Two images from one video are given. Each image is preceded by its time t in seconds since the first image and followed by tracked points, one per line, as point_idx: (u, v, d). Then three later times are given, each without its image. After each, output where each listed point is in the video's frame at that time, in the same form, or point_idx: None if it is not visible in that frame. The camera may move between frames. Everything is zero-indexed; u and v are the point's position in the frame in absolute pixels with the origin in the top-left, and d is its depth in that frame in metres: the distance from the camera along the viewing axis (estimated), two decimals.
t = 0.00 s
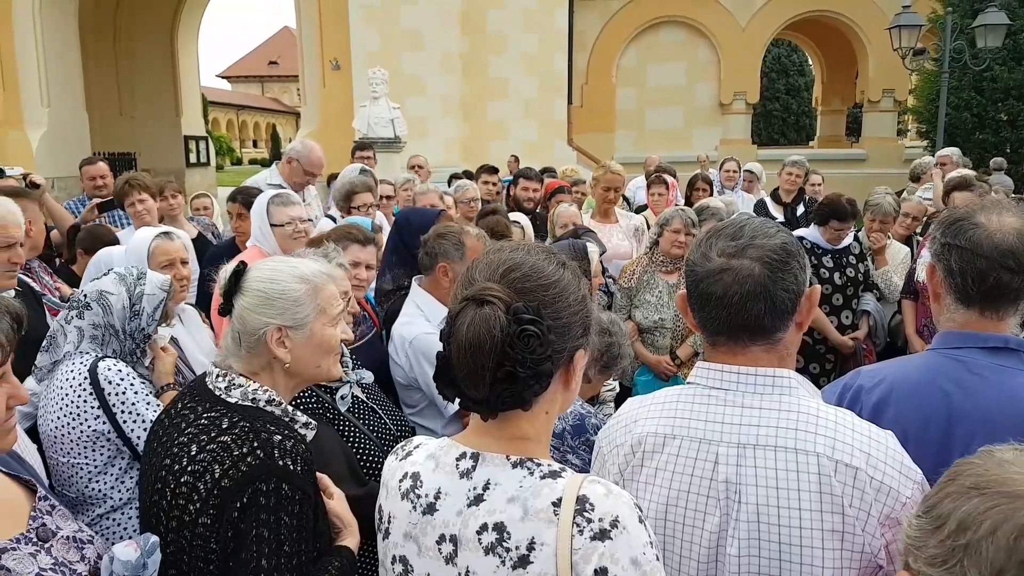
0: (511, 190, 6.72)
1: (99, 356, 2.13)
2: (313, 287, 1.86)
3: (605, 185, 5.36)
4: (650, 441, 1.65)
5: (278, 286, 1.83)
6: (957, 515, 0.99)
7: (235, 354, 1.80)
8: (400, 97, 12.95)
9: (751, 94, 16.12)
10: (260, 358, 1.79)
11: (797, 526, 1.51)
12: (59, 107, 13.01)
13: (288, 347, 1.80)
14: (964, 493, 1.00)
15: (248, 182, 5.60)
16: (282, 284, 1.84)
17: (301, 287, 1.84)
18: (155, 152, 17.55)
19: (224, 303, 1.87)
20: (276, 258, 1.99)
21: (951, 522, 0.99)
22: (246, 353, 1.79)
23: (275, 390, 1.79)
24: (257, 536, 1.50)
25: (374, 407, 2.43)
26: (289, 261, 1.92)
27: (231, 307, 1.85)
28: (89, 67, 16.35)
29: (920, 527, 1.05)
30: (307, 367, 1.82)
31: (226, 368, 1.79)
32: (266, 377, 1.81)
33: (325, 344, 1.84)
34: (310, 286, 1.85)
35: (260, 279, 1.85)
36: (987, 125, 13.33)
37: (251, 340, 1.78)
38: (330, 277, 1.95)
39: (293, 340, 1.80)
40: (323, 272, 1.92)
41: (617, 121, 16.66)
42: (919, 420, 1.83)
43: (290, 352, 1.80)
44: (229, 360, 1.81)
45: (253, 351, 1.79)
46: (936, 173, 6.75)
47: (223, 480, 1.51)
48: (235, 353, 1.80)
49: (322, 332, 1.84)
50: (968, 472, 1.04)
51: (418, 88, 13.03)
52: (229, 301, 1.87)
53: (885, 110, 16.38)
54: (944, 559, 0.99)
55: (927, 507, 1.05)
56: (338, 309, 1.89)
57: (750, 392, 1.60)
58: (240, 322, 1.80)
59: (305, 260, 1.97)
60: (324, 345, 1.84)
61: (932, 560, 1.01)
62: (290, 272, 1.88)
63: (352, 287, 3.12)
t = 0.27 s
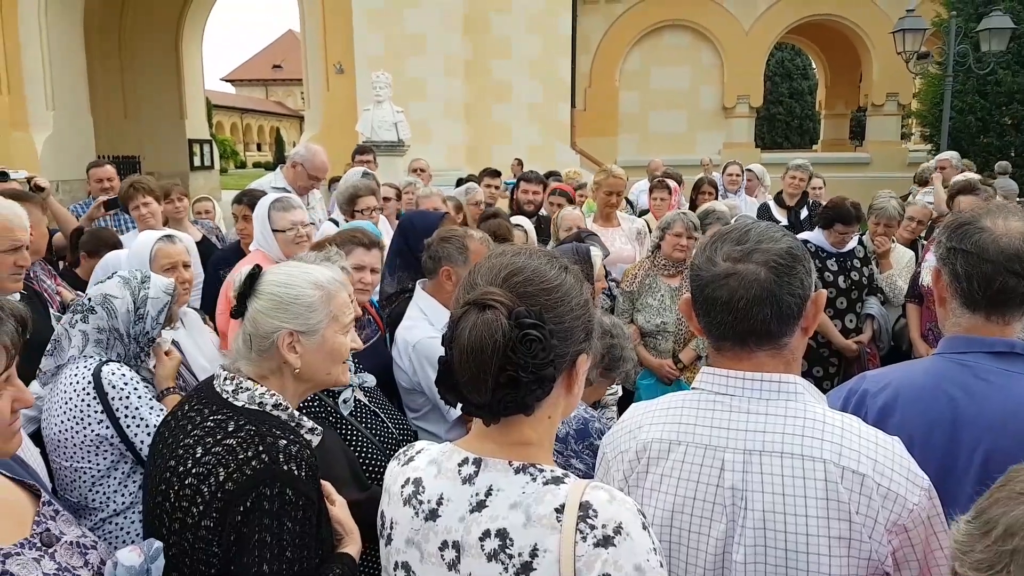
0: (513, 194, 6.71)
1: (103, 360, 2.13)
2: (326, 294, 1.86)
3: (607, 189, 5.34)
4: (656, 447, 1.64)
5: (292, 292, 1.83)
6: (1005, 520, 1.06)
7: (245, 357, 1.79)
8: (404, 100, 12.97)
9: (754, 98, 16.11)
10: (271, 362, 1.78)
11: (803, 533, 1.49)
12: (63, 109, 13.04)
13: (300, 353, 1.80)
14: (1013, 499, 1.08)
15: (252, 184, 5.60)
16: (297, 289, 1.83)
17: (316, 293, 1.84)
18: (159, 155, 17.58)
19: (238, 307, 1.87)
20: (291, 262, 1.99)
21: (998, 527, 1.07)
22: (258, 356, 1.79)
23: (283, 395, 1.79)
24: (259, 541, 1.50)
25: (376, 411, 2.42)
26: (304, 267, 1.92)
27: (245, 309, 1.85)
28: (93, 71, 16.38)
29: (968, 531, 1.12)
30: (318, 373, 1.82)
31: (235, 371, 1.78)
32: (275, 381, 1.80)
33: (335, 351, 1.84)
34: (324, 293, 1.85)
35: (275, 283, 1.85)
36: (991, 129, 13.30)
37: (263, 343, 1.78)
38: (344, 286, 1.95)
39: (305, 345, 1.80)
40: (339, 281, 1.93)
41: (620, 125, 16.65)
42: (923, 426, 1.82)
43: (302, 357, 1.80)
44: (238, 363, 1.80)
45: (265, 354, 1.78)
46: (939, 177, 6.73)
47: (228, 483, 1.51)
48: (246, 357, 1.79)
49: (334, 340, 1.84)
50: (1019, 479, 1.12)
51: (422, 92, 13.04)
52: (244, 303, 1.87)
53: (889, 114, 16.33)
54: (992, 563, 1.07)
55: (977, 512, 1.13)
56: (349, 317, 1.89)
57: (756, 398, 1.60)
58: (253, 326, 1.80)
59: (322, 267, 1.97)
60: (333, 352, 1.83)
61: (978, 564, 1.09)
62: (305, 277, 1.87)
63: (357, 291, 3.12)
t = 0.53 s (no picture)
0: (517, 196, 6.70)
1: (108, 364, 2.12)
2: (339, 300, 1.86)
3: (611, 191, 5.34)
4: (664, 450, 1.63)
5: (305, 297, 1.82)
6: None
7: (255, 362, 1.79)
8: (407, 103, 12.98)
9: (758, 99, 16.09)
10: (280, 367, 1.78)
11: (813, 536, 1.48)
12: (68, 114, 13.08)
13: (310, 358, 1.79)
14: None
15: (256, 188, 5.61)
16: (309, 294, 1.83)
17: (328, 299, 1.84)
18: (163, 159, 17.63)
19: (249, 311, 1.86)
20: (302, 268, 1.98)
21: None
22: (268, 361, 1.78)
23: (292, 401, 1.78)
24: (265, 547, 1.49)
25: (379, 414, 2.42)
26: (317, 273, 1.91)
27: (256, 313, 1.85)
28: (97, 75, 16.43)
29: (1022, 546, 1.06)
30: (327, 379, 1.81)
31: (245, 376, 1.78)
32: (284, 387, 1.79)
33: (345, 357, 1.83)
34: (336, 299, 1.85)
35: (287, 288, 1.84)
36: (995, 130, 13.26)
37: (274, 348, 1.77)
38: (356, 293, 1.95)
39: (316, 351, 1.79)
40: (349, 286, 1.92)
41: (623, 127, 16.65)
42: (932, 428, 1.80)
43: (312, 363, 1.79)
44: (248, 368, 1.80)
45: (275, 359, 1.77)
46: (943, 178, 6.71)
47: (235, 488, 1.50)
48: (256, 361, 1.78)
49: (344, 346, 1.83)
50: None
51: (425, 95, 13.05)
52: (256, 309, 1.86)
53: (892, 115, 16.28)
54: None
55: None
56: (360, 324, 1.89)
57: (765, 401, 1.59)
58: (264, 330, 1.80)
59: (332, 273, 1.96)
60: (342, 358, 1.83)
61: None
62: (316, 283, 1.87)
63: (362, 295, 3.11)
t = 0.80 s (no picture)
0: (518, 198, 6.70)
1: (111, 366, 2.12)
2: (339, 303, 1.85)
3: (612, 192, 5.35)
4: (668, 449, 1.63)
5: (305, 300, 1.82)
6: None
7: (257, 366, 1.79)
8: (410, 106, 12.99)
9: (760, 101, 16.07)
10: (281, 371, 1.77)
11: (817, 536, 1.48)
12: (70, 117, 13.10)
13: (312, 362, 1.79)
14: None
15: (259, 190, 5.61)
16: (310, 298, 1.82)
17: (329, 303, 1.83)
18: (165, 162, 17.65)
19: (250, 315, 1.86)
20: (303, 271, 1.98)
21: None
22: (269, 365, 1.78)
23: (294, 405, 1.78)
24: (267, 552, 1.48)
25: (380, 415, 2.42)
26: (318, 276, 1.91)
27: (256, 316, 1.84)
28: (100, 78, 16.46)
29: None
30: (329, 382, 1.81)
31: (247, 380, 1.78)
32: (286, 390, 1.79)
33: (347, 359, 1.83)
34: (337, 302, 1.85)
35: (287, 292, 1.84)
36: (997, 131, 13.24)
37: (276, 351, 1.77)
38: (356, 295, 1.94)
39: (318, 354, 1.79)
40: (349, 289, 1.92)
41: (625, 128, 16.65)
42: (936, 428, 1.80)
43: (314, 367, 1.79)
44: (249, 372, 1.79)
45: (276, 363, 1.77)
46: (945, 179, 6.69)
47: (236, 493, 1.50)
48: (257, 365, 1.78)
49: (345, 348, 1.83)
50: None
51: (427, 98, 13.06)
52: (255, 312, 1.86)
53: (894, 115, 16.23)
54: None
55: None
56: (362, 326, 1.89)
57: (769, 401, 1.58)
58: (265, 334, 1.79)
59: (333, 276, 1.96)
60: (344, 361, 1.82)
61: None
62: (316, 285, 1.87)
63: (364, 297, 3.11)
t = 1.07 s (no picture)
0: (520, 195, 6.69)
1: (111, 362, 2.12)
2: (335, 298, 1.84)
3: (614, 190, 5.36)
4: (668, 444, 1.62)
5: (301, 297, 1.81)
6: None
7: (255, 364, 1.79)
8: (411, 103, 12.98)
9: (762, 99, 16.04)
10: (280, 369, 1.77)
11: (815, 531, 1.47)
12: (71, 112, 13.09)
13: (310, 359, 1.79)
14: None
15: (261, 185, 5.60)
16: (305, 294, 1.82)
17: (325, 298, 1.83)
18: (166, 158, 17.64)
19: (246, 313, 1.85)
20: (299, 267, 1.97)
21: None
22: (268, 363, 1.78)
23: (293, 402, 1.78)
24: (267, 548, 1.48)
25: (379, 412, 2.41)
26: (313, 272, 1.91)
27: (253, 315, 1.84)
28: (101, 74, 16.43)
29: None
30: (329, 378, 1.81)
31: (246, 377, 1.78)
32: (285, 387, 1.79)
33: (345, 355, 1.83)
34: (332, 298, 1.84)
35: (282, 290, 1.84)
36: (999, 130, 13.22)
37: (274, 350, 1.77)
38: (353, 290, 1.94)
39: (316, 351, 1.79)
40: (346, 284, 1.91)
41: (626, 126, 16.64)
42: (938, 425, 1.79)
43: (313, 364, 1.79)
44: (249, 369, 1.79)
45: (275, 360, 1.77)
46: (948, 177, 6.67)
47: (236, 489, 1.50)
48: (257, 363, 1.78)
49: (343, 344, 1.82)
50: None
51: (429, 95, 13.05)
52: (251, 311, 1.86)
53: (896, 114, 16.24)
54: None
55: None
56: (359, 321, 1.88)
57: (769, 396, 1.58)
58: (263, 332, 1.79)
59: (329, 272, 1.96)
60: (342, 357, 1.82)
61: None
62: (312, 282, 1.86)
63: (363, 293, 3.11)
